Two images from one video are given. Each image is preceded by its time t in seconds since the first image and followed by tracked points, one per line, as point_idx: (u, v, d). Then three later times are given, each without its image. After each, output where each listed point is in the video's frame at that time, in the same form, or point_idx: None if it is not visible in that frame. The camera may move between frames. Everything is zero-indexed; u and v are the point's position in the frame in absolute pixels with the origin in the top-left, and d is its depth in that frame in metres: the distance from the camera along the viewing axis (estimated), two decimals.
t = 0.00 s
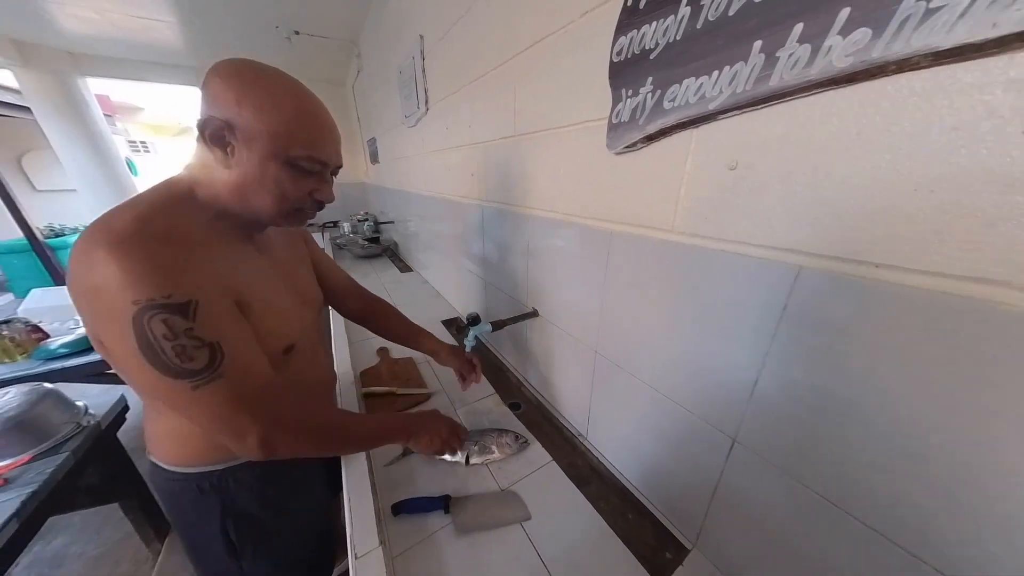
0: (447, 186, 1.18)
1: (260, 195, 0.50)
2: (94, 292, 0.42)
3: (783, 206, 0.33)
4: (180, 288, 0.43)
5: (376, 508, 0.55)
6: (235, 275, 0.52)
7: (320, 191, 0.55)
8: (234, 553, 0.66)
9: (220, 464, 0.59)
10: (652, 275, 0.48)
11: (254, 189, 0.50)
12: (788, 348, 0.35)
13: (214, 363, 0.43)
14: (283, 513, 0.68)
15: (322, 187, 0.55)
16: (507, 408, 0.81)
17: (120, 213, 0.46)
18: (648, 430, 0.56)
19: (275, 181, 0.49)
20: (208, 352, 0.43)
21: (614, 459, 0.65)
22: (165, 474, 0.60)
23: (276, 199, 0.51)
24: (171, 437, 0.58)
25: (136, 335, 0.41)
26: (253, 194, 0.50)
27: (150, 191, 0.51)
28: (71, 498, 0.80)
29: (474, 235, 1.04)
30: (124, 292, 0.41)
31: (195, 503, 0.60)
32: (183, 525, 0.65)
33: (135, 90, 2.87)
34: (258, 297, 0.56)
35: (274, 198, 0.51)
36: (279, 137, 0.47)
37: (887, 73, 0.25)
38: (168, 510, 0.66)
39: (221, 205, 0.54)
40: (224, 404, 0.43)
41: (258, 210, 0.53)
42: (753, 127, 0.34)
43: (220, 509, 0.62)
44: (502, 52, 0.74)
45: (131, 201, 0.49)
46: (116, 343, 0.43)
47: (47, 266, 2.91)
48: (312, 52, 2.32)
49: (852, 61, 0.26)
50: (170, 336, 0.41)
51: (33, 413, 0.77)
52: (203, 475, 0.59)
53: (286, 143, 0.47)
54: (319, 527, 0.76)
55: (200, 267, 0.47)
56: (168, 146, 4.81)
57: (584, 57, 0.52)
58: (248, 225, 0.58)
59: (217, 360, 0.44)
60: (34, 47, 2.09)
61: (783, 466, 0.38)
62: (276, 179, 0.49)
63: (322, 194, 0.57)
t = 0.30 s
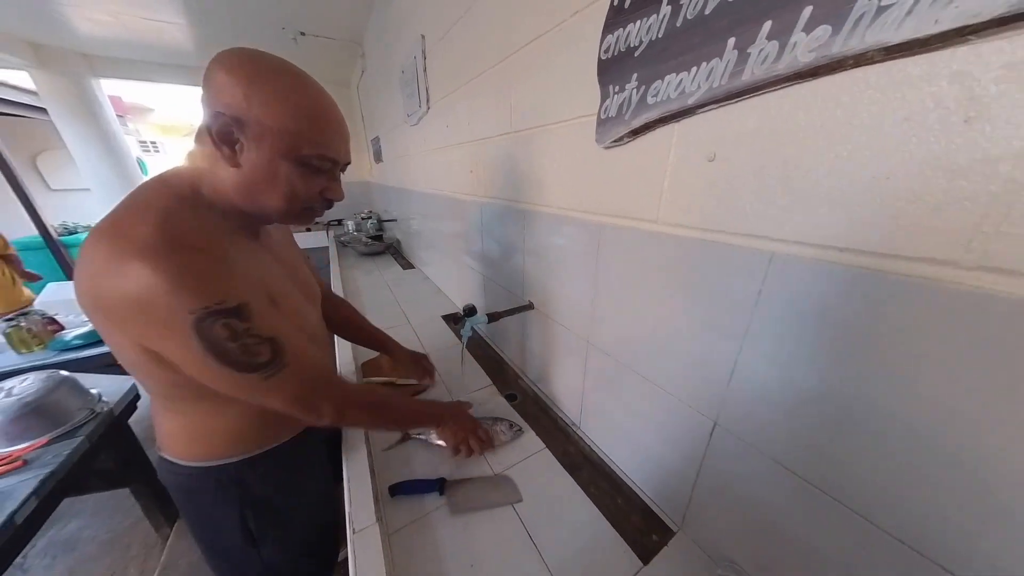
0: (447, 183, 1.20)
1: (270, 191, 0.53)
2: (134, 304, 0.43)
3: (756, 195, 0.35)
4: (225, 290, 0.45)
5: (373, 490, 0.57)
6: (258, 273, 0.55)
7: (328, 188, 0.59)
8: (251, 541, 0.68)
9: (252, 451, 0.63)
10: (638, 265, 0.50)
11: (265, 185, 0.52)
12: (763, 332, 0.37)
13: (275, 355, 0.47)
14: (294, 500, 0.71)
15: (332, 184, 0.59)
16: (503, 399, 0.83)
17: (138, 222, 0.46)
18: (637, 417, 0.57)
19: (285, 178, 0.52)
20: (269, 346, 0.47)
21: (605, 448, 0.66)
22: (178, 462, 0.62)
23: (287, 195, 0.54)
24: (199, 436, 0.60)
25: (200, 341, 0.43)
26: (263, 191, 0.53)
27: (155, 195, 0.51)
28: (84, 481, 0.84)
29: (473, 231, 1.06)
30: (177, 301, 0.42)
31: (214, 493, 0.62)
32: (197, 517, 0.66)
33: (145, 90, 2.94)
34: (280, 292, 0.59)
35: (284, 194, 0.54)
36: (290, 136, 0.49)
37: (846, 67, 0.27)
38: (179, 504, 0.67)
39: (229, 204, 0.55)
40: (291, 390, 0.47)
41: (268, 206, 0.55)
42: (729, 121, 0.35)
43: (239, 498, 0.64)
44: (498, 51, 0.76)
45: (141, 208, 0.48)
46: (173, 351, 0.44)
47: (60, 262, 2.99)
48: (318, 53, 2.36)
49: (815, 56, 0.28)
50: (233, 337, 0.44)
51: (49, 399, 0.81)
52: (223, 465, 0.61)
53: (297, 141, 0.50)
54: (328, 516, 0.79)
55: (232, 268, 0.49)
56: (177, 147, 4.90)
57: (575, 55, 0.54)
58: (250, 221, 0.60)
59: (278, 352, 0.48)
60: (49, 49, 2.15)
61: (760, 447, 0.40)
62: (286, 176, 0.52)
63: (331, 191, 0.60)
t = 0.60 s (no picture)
0: (450, 182, 1.22)
1: (287, 182, 0.56)
2: (191, 285, 0.46)
3: (740, 193, 0.36)
4: (274, 269, 0.49)
5: (376, 477, 0.60)
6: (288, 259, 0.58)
7: (339, 181, 0.62)
8: (274, 518, 0.71)
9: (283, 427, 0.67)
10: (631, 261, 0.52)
11: (283, 177, 0.55)
12: (748, 323, 0.39)
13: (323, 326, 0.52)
14: (312, 480, 0.73)
15: (343, 175, 0.62)
16: (502, 393, 0.85)
17: (184, 213, 0.49)
18: (631, 409, 0.59)
19: (302, 169, 0.55)
20: (318, 318, 0.51)
21: (601, 440, 0.68)
22: (202, 443, 0.66)
23: (303, 185, 0.57)
24: (234, 417, 0.62)
25: (260, 315, 0.46)
26: (281, 181, 0.56)
27: (190, 192, 0.54)
28: (101, 469, 0.87)
29: (474, 230, 1.08)
30: (236, 279, 0.46)
31: (237, 472, 0.65)
32: (222, 497, 0.69)
33: (156, 92, 3.00)
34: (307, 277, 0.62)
35: (301, 184, 0.57)
36: (305, 130, 0.52)
37: (820, 71, 0.28)
38: (205, 484, 0.70)
39: (249, 196, 0.58)
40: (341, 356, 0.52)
41: (287, 197, 0.58)
42: (714, 121, 0.37)
43: (261, 475, 0.67)
44: (500, 53, 0.78)
45: (181, 203, 0.51)
46: (230, 328, 0.48)
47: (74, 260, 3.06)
48: (325, 54, 2.39)
49: (792, 60, 0.29)
50: (289, 310, 0.48)
51: (68, 388, 0.85)
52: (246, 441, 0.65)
53: (311, 135, 0.52)
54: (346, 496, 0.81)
55: (272, 251, 0.52)
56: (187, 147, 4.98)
57: (572, 58, 0.56)
58: (267, 213, 0.63)
59: (324, 323, 0.52)
60: (66, 53, 2.21)
61: (746, 434, 0.41)
62: (303, 167, 0.55)
63: (340, 183, 0.62)
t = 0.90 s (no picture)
0: (455, 182, 1.22)
1: (319, 192, 0.63)
2: (195, 273, 0.49)
3: (747, 193, 0.36)
4: (270, 264, 0.51)
5: (380, 475, 0.60)
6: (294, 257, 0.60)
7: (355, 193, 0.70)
8: (279, 503, 0.72)
9: (282, 418, 0.68)
10: (637, 261, 0.51)
11: (315, 187, 0.61)
12: (754, 324, 0.38)
13: (305, 327, 0.52)
14: (316, 467, 0.74)
15: (357, 188, 0.70)
16: (506, 393, 0.85)
17: (202, 207, 0.53)
18: (635, 409, 0.58)
19: (334, 183, 0.62)
20: (300, 319, 0.51)
21: (605, 441, 0.68)
22: (213, 434, 0.67)
23: (331, 194, 0.64)
24: (235, 404, 0.64)
25: (246, 307, 0.48)
26: (314, 191, 0.62)
27: (213, 188, 0.57)
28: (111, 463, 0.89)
29: (478, 229, 1.09)
30: (231, 270, 0.48)
31: (248, 465, 0.67)
32: (229, 483, 0.70)
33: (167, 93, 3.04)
34: (313, 275, 0.64)
35: (329, 192, 0.64)
36: (347, 152, 0.61)
37: (830, 69, 0.28)
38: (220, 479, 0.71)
39: (273, 197, 0.62)
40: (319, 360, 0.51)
41: (311, 202, 0.64)
42: (721, 121, 0.37)
43: (267, 461, 0.68)
44: (505, 53, 0.78)
45: (205, 198, 0.55)
46: (223, 317, 0.50)
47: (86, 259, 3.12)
48: (332, 55, 2.41)
49: (800, 59, 0.29)
50: (273, 306, 0.49)
51: (81, 383, 0.86)
52: (252, 432, 0.66)
53: (351, 155, 0.62)
54: (350, 482, 0.81)
55: (275, 248, 0.54)
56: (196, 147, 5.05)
57: (578, 57, 0.56)
58: (283, 212, 0.66)
59: (306, 325, 0.52)
60: (79, 55, 2.26)
61: (752, 436, 0.41)
62: (336, 180, 0.63)
63: (355, 194, 0.71)
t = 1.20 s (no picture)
0: (460, 183, 1.23)
1: (326, 196, 0.63)
2: (190, 261, 0.50)
3: (758, 196, 0.35)
4: (259, 255, 0.51)
5: (386, 476, 0.60)
6: (293, 255, 0.60)
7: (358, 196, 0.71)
8: (278, 499, 0.72)
9: (280, 416, 0.68)
10: (644, 264, 0.51)
11: (321, 191, 0.62)
12: (764, 329, 0.38)
13: (284, 319, 0.50)
14: (315, 463, 0.74)
15: (360, 191, 0.70)
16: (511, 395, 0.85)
17: (208, 201, 0.54)
18: (640, 413, 0.58)
19: (338, 186, 0.63)
20: (278, 310, 0.49)
21: (610, 445, 0.67)
22: (218, 431, 0.68)
23: (337, 198, 0.65)
24: (234, 398, 0.65)
25: (228, 293, 0.48)
26: (322, 195, 0.63)
27: (223, 185, 0.59)
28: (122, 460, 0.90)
29: (484, 230, 1.09)
30: (219, 256, 0.48)
31: (254, 462, 0.68)
32: (232, 478, 0.71)
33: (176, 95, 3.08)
34: (312, 274, 0.64)
35: (336, 196, 0.65)
36: (355, 159, 0.62)
37: (846, 71, 0.27)
38: (223, 475, 0.72)
39: (282, 199, 0.63)
40: (292, 354, 0.49)
41: (317, 205, 0.65)
42: (732, 122, 0.36)
43: (267, 457, 0.68)
44: (511, 54, 0.78)
45: (213, 193, 0.56)
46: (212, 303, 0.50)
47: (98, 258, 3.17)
48: (338, 56, 2.43)
49: (815, 60, 0.29)
50: (253, 294, 0.48)
51: (93, 381, 0.88)
52: (257, 430, 0.66)
53: (359, 162, 0.63)
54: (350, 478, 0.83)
55: (269, 242, 0.54)
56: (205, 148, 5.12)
57: (585, 58, 0.55)
58: (292, 214, 0.67)
59: (284, 317, 0.50)
60: (92, 58, 2.30)
61: (761, 443, 0.40)
62: (343, 185, 0.64)
63: (359, 198, 0.72)
